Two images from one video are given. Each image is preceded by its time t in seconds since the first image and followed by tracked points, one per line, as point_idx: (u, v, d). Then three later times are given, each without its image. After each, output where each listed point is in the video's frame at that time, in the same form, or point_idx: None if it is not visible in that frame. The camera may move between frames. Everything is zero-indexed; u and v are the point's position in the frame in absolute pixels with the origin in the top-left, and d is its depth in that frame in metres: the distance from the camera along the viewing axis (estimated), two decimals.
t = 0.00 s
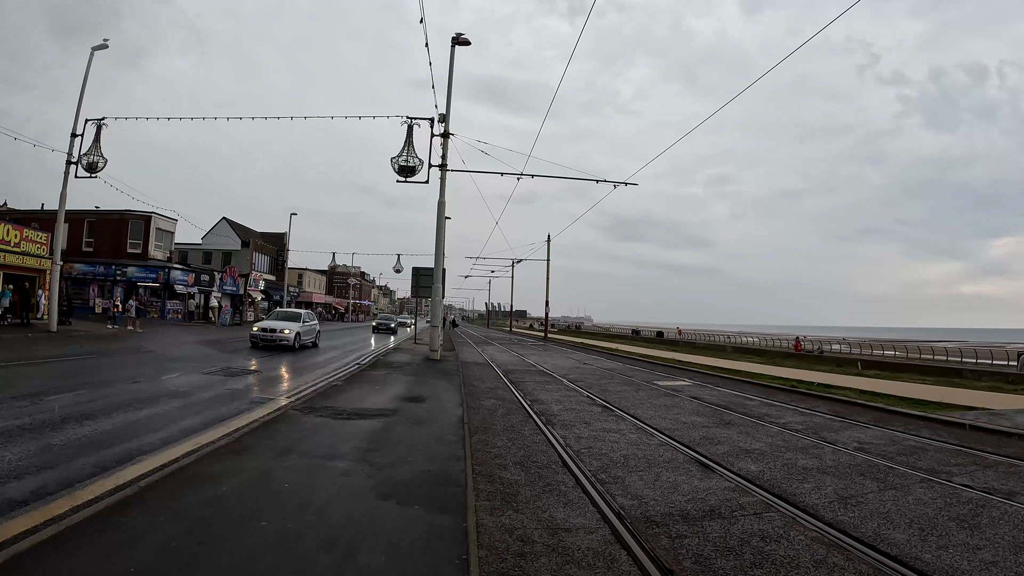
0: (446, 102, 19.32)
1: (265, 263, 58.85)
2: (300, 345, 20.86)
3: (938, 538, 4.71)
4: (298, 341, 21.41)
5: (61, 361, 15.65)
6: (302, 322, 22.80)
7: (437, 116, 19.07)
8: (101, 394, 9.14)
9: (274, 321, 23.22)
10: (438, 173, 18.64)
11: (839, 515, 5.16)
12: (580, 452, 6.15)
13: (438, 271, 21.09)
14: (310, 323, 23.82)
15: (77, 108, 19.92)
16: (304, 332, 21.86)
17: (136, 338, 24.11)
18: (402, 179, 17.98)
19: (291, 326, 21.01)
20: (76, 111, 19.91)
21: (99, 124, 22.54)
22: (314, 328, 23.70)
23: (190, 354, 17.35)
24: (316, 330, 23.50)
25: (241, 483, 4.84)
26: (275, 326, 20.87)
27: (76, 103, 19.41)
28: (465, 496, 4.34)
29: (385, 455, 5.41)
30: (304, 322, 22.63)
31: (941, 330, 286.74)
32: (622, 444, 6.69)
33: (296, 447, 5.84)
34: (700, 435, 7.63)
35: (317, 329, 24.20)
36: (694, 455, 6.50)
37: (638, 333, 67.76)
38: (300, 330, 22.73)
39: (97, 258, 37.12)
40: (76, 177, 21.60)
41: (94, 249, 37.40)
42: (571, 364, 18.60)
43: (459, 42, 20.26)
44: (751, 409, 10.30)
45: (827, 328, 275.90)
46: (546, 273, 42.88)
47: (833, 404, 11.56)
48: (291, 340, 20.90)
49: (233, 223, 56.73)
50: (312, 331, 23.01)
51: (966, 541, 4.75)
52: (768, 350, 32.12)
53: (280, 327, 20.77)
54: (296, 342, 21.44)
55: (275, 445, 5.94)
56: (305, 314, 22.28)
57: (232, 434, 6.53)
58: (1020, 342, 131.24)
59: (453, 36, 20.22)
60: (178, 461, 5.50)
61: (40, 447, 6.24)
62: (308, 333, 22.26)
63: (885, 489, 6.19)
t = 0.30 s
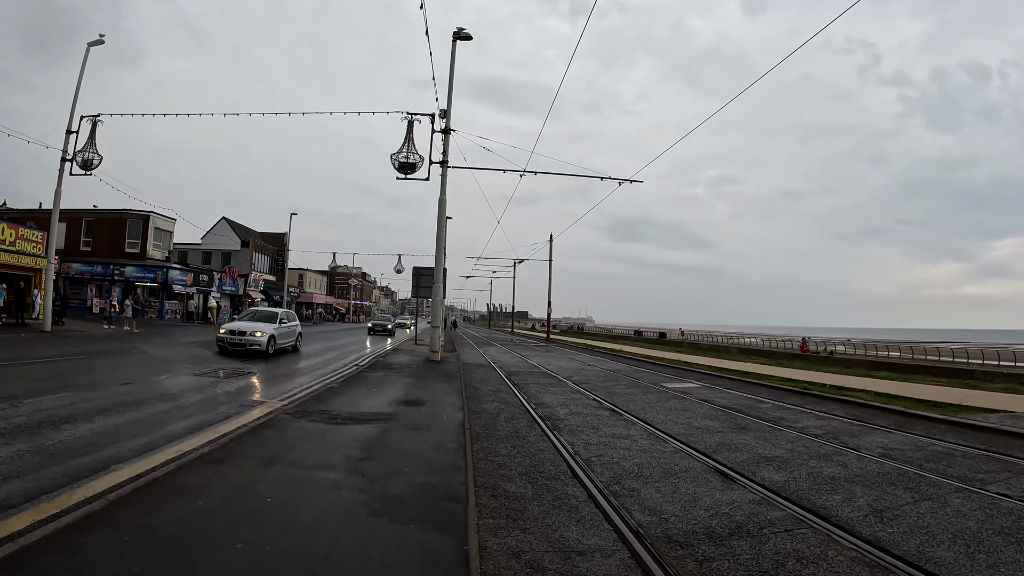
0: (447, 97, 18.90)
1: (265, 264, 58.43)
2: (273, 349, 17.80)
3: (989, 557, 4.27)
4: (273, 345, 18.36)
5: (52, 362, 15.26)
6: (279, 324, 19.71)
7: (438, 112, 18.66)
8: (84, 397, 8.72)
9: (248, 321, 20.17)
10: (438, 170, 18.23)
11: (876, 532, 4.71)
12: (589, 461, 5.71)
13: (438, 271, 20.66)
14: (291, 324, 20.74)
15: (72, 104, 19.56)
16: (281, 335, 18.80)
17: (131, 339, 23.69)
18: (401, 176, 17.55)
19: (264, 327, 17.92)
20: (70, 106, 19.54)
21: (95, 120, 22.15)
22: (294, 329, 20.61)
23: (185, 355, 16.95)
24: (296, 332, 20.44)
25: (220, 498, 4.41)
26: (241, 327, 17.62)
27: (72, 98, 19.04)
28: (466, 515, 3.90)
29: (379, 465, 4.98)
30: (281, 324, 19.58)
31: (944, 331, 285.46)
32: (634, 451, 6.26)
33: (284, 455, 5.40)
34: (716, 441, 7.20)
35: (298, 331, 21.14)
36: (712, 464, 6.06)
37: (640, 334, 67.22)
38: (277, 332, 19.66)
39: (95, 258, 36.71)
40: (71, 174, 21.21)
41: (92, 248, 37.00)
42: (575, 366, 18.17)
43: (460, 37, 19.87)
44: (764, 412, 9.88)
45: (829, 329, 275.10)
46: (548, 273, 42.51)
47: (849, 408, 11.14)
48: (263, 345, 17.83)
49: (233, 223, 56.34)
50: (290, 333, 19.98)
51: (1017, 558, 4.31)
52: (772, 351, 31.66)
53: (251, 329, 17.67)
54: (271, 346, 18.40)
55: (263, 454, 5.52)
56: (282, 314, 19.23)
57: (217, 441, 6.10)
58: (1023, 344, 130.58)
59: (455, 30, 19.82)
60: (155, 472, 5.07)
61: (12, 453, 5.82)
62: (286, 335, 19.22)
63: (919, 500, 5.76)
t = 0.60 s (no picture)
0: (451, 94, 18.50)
1: (268, 265, 58.23)
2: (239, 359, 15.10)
3: None
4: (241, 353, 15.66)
5: (44, 364, 14.95)
6: (250, 327, 16.98)
7: (441, 109, 18.27)
8: (71, 402, 8.36)
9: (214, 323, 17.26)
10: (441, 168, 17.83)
11: (921, 557, 4.27)
12: (603, 476, 5.28)
13: (441, 271, 20.26)
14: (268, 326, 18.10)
15: (70, 103, 19.32)
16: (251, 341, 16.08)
17: (130, 340, 23.39)
18: (403, 174, 17.18)
19: (229, 333, 15.17)
20: (69, 105, 19.31)
21: (93, 119, 21.89)
22: (269, 333, 17.90)
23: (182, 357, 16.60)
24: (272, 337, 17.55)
25: (198, 523, 4.00)
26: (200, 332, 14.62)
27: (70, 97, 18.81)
28: (469, 543, 3.48)
29: (375, 482, 4.58)
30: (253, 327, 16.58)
31: (951, 332, 283.25)
32: (649, 465, 5.83)
33: (272, 471, 5.00)
34: (735, 452, 6.76)
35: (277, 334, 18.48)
36: (734, 479, 5.62)
37: (645, 336, 66.60)
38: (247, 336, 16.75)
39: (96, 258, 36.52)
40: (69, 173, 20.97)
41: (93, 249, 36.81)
42: (581, 369, 17.74)
43: (464, 33, 19.47)
44: (781, 419, 9.43)
45: (835, 330, 273.44)
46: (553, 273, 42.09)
47: (868, 414, 10.67)
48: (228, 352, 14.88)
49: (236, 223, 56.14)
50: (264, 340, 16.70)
51: None
52: (781, 353, 31.09)
53: (213, 334, 14.91)
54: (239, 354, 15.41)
55: (251, 468, 5.14)
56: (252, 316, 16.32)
57: (202, 454, 5.71)
58: None
59: (458, 26, 19.44)
60: (132, 491, 4.69)
61: None
62: (257, 341, 16.51)
63: (960, 519, 5.31)
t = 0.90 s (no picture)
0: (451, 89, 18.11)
1: (268, 265, 57.86)
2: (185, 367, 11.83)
3: None
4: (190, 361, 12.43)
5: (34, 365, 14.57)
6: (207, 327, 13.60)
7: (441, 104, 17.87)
8: (51, 407, 7.95)
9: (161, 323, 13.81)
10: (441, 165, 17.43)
11: None
12: (616, 488, 4.86)
13: (442, 271, 19.84)
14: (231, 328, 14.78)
15: (64, 100, 19.01)
16: (203, 345, 12.79)
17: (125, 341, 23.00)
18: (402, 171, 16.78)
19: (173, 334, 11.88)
20: (63, 102, 18.99)
21: (88, 116, 21.54)
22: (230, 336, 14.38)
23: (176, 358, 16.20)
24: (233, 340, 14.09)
25: (168, 544, 3.58)
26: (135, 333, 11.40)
27: (64, 93, 18.51)
28: (470, 569, 3.07)
29: (367, 497, 4.17)
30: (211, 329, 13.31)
31: (953, 333, 282.48)
32: (664, 474, 5.42)
33: (255, 484, 4.59)
34: (755, 459, 6.33)
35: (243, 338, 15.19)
36: (756, 490, 5.20)
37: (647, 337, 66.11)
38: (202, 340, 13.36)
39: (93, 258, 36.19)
40: (63, 171, 20.61)
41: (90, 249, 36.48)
42: (585, 370, 17.32)
43: (464, 27, 19.07)
44: (797, 423, 8.99)
45: (837, 331, 272.70)
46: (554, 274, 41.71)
47: (885, 416, 10.26)
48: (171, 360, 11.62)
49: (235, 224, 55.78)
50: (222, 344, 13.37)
51: None
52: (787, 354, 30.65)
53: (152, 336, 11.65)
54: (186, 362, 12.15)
55: (234, 479, 4.73)
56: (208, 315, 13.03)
57: (183, 463, 5.30)
58: None
59: (459, 21, 19.06)
60: (100, 506, 4.29)
61: None
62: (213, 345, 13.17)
63: (1003, 532, 4.89)
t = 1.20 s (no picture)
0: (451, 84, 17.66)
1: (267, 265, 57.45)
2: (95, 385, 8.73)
3: None
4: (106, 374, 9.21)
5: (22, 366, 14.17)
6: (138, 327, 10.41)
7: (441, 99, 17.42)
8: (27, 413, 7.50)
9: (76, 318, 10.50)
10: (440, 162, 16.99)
11: None
12: (631, 508, 4.42)
13: (442, 271, 19.40)
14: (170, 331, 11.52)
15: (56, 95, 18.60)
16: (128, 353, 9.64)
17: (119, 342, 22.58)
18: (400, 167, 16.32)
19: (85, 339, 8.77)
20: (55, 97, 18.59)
21: (81, 112, 21.11)
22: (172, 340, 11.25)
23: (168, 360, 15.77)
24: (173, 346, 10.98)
25: None
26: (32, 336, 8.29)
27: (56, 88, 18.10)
28: None
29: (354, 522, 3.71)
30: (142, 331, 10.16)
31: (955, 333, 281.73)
32: (682, 490, 4.97)
33: (232, 505, 4.14)
34: (777, 472, 5.88)
35: (190, 345, 11.97)
36: (783, 509, 4.74)
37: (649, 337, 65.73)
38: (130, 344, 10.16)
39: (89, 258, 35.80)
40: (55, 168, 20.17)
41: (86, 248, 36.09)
42: (588, 372, 16.89)
43: (464, 21, 18.62)
44: (814, 429, 8.54)
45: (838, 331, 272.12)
46: (556, 273, 41.35)
47: (904, 421, 9.84)
48: (79, 374, 8.52)
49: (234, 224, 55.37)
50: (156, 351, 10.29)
51: None
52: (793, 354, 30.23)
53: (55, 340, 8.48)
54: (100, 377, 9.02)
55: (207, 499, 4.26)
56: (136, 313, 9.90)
57: (156, 479, 4.85)
58: None
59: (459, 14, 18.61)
60: (58, 529, 3.85)
61: None
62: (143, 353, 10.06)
63: None
